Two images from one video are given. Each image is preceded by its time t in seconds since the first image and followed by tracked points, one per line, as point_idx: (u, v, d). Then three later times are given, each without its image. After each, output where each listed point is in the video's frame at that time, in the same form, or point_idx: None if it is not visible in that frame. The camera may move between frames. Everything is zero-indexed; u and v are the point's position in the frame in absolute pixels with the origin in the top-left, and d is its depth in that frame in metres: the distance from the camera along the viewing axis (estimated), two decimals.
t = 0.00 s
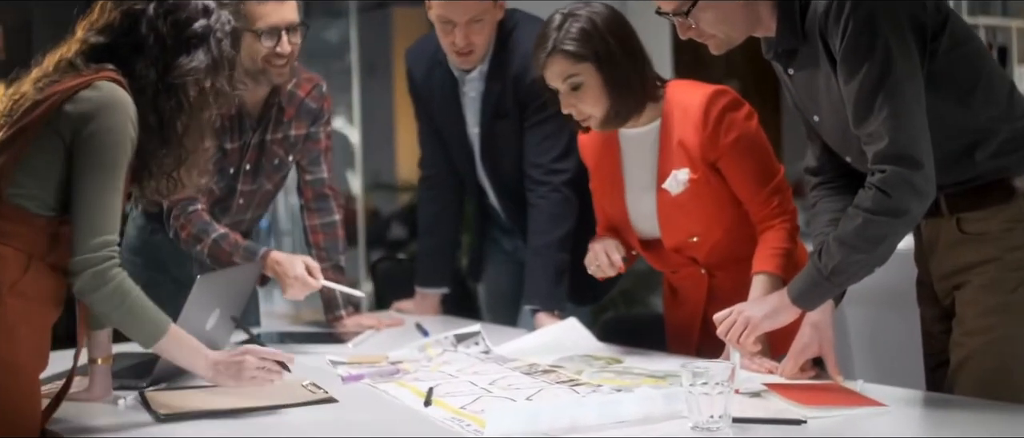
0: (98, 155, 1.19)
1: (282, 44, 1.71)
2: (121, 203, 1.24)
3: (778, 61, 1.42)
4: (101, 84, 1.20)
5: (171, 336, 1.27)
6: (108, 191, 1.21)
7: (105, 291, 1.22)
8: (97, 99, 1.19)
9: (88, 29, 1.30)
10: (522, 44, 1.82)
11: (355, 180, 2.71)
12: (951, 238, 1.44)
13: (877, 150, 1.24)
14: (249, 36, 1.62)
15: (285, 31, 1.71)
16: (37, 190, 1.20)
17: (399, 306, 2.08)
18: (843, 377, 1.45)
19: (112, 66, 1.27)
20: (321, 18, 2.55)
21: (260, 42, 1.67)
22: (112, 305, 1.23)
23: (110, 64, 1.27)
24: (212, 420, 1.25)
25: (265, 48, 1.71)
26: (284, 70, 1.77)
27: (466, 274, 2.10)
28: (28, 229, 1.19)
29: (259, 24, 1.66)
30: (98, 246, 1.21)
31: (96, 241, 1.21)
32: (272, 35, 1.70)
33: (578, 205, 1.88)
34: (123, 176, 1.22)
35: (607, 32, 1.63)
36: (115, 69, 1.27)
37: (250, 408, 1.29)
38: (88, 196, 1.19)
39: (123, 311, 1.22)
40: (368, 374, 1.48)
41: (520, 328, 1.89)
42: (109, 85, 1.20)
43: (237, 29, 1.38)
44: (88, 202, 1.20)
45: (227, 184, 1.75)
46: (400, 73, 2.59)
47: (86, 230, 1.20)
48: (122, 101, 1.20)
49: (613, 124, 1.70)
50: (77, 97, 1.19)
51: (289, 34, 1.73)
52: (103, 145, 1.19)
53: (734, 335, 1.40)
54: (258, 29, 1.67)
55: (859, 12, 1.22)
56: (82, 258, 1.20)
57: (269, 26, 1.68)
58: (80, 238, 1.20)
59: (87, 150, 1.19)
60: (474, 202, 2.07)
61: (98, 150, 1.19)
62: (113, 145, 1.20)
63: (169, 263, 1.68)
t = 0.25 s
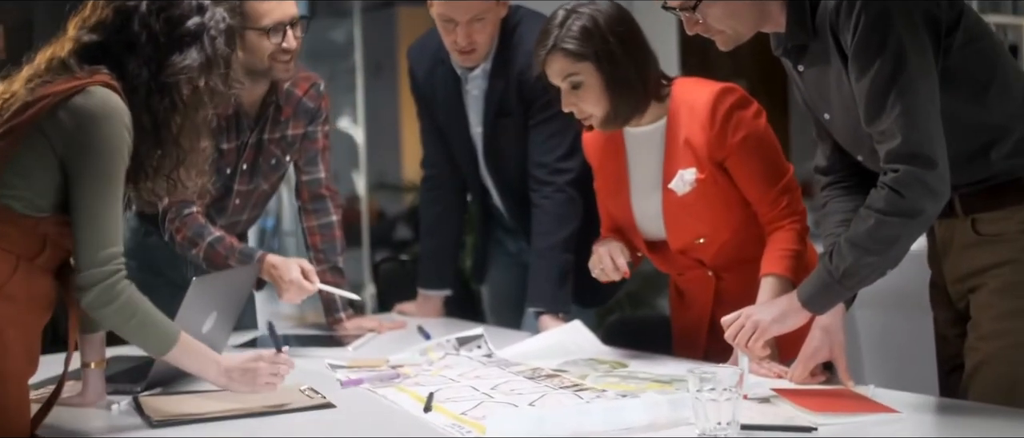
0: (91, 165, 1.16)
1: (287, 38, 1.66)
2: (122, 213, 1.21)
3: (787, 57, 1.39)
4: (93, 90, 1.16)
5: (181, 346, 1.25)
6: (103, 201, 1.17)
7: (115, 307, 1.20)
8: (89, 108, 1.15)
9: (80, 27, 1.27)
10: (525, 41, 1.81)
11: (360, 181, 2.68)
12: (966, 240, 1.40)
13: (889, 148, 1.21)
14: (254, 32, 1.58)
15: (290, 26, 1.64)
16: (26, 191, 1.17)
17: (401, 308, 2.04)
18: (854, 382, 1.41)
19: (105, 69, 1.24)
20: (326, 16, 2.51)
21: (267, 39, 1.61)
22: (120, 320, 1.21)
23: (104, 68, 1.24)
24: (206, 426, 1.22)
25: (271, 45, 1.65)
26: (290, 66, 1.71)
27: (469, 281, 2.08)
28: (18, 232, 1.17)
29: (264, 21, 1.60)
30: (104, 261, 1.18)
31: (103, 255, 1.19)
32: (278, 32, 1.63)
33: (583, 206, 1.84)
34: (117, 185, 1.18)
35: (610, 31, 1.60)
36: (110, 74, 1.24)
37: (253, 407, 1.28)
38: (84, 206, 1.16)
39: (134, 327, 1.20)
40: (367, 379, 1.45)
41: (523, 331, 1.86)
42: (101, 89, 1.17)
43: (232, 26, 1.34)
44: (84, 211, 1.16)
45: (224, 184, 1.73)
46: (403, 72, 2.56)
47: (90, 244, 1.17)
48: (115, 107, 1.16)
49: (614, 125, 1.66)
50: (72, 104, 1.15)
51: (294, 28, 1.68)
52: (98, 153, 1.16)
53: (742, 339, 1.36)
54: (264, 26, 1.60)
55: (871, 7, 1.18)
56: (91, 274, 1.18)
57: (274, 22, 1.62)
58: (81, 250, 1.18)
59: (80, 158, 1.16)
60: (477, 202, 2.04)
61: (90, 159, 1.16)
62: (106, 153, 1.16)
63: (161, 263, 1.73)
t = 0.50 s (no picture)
0: (85, 173, 1.13)
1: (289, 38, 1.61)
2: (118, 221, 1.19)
3: (796, 56, 1.36)
4: (86, 96, 1.13)
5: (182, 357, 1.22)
6: (98, 209, 1.15)
7: (113, 319, 1.17)
8: (83, 115, 1.13)
9: (74, 28, 1.24)
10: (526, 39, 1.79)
11: (363, 182, 2.67)
12: (978, 244, 1.38)
13: (900, 150, 1.18)
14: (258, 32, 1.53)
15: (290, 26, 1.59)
16: (19, 196, 1.15)
17: (402, 311, 2.02)
18: (863, 389, 1.38)
19: (100, 75, 1.21)
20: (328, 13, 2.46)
21: (270, 39, 1.56)
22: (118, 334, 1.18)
23: (98, 72, 1.21)
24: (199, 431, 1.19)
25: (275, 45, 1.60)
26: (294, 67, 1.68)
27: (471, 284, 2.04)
28: (8, 236, 1.16)
29: (267, 20, 1.55)
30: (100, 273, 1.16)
31: (101, 267, 1.16)
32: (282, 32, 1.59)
33: (586, 207, 1.81)
34: (116, 194, 1.16)
35: (615, 29, 1.57)
36: (104, 78, 1.21)
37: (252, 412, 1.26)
38: (79, 214, 1.14)
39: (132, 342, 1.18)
40: (365, 385, 1.42)
41: (525, 335, 1.83)
42: (95, 96, 1.14)
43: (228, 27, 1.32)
44: (78, 219, 1.14)
45: (221, 187, 1.70)
46: (405, 72, 2.53)
47: (87, 254, 1.15)
48: (109, 113, 1.14)
49: (617, 125, 1.64)
50: (64, 111, 1.12)
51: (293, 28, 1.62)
52: (91, 162, 1.13)
53: (749, 345, 1.33)
54: (267, 26, 1.55)
55: (881, 4, 1.15)
56: (88, 285, 1.15)
57: (277, 21, 1.58)
58: (78, 261, 1.15)
59: (74, 166, 1.13)
60: (479, 204, 2.02)
61: (84, 166, 1.13)
62: (100, 160, 1.14)
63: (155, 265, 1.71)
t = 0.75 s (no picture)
0: (80, 179, 1.12)
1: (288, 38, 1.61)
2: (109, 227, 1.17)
3: (804, 57, 1.33)
4: (79, 99, 1.11)
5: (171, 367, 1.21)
6: (90, 213, 1.13)
7: (99, 327, 1.15)
8: (77, 119, 1.10)
9: (68, 29, 1.21)
10: (530, 39, 1.74)
11: (367, 182, 2.72)
12: (991, 249, 1.34)
13: (911, 153, 1.15)
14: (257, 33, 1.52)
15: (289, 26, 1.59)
16: (12, 201, 1.13)
17: (403, 315, 2.00)
18: (872, 397, 1.35)
19: (94, 78, 1.17)
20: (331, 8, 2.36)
21: (269, 41, 1.55)
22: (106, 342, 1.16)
23: (92, 74, 1.18)
24: None
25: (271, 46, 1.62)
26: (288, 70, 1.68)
27: (471, 282, 1.99)
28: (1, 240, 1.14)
29: (267, 21, 1.54)
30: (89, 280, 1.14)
31: (88, 274, 1.14)
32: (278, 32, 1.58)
33: (590, 210, 1.79)
34: (106, 198, 1.15)
35: (620, 28, 1.54)
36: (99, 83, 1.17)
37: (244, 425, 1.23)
38: (71, 219, 1.13)
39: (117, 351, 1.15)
40: (364, 391, 1.40)
41: (528, 340, 1.80)
42: (89, 99, 1.12)
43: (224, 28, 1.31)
44: (70, 225, 1.13)
45: (218, 190, 1.68)
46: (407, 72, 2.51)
47: (75, 262, 1.13)
48: (104, 117, 1.12)
49: (622, 126, 1.61)
50: (56, 113, 1.10)
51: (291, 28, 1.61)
52: (83, 166, 1.11)
53: (756, 352, 1.32)
54: (267, 27, 1.54)
55: (891, 4, 1.12)
56: (74, 292, 1.14)
57: (276, 21, 1.57)
58: (67, 268, 1.14)
59: (68, 169, 1.11)
60: (481, 206, 1.99)
61: (77, 170, 1.11)
62: (94, 165, 1.12)
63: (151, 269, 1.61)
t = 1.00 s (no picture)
0: (72, 182, 1.10)
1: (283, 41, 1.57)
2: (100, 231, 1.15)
3: (812, 57, 1.30)
4: (73, 100, 1.10)
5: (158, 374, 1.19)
6: (82, 219, 1.12)
7: (88, 332, 1.14)
8: (69, 120, 1.09)
9: (62, 29, 1.18)
10: (532, 39, 1.72)
11: (371, 182, 2.69)
12: (1004, 253, 1.32)
13: (922, 156, 1.12)
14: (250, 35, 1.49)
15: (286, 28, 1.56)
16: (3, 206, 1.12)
17: (406, 319, 1.96)
18: (882, 404, 1.32)
19: (88, 79, 1.15)
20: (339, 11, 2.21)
21: (265, 43, 1.52)
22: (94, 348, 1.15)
23: (85, 77, 1.14)
24: None
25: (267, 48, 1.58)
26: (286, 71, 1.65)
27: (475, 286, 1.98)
28: None
29: (261, 23, 1.50)
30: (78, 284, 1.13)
31: (77, 279, 1.13)
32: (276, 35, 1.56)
33: (594, 213, 1.76)
34: (99, 202, 1.13)
35: (627, 27, 1.52)
36: (92, 84, 1.13)
37: (234, 436, 1.21)
38: (62, 223, 1.11)
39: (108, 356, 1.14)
40: (364, 398, 1.38)
41: (532, 345, 1.78)
42: (82, 101, 1.10)
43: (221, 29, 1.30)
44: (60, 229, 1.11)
45: (217, 194, 1.67)
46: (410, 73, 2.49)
47: (64, 266, 1.12)
48: (96, 119, 1.10)
49: (628, 126, 1.59)
50: (49, 115, 1.09)
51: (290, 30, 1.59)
52: (71, 169, 1.09)
53: (763, 359, 1.29)
54: (261, 29, 1.51)
55: (901, 3, 1.09)
56: (64, 297, 1.12)
57: (271, 23, 1.52)
58: (56, 272, 1.12)
59: (60, 172, 1.10)
60: (485, 208, 1.97)
61: (69, 173, 1.09)
62: (87, 168, 1.10)
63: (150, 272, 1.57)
